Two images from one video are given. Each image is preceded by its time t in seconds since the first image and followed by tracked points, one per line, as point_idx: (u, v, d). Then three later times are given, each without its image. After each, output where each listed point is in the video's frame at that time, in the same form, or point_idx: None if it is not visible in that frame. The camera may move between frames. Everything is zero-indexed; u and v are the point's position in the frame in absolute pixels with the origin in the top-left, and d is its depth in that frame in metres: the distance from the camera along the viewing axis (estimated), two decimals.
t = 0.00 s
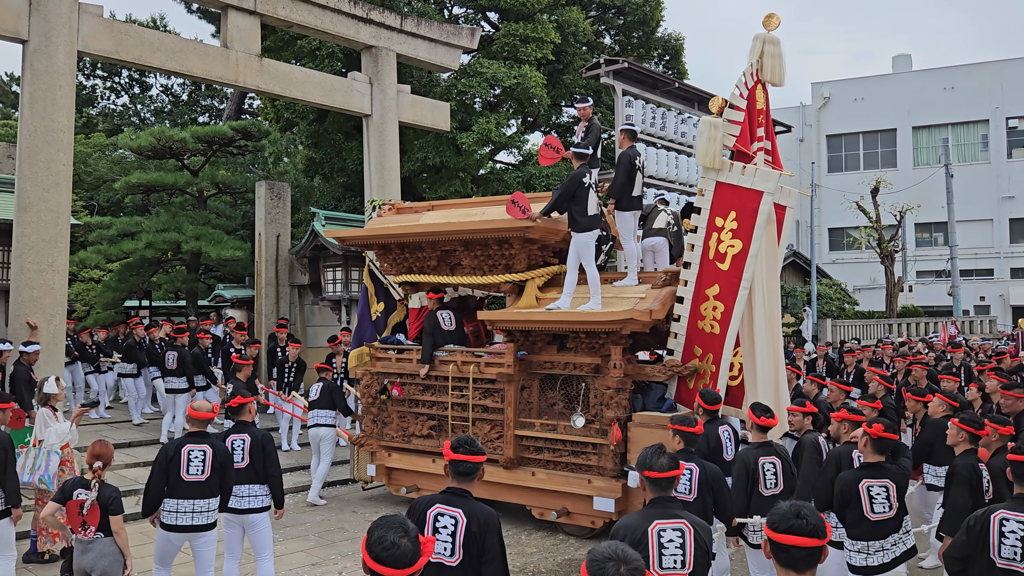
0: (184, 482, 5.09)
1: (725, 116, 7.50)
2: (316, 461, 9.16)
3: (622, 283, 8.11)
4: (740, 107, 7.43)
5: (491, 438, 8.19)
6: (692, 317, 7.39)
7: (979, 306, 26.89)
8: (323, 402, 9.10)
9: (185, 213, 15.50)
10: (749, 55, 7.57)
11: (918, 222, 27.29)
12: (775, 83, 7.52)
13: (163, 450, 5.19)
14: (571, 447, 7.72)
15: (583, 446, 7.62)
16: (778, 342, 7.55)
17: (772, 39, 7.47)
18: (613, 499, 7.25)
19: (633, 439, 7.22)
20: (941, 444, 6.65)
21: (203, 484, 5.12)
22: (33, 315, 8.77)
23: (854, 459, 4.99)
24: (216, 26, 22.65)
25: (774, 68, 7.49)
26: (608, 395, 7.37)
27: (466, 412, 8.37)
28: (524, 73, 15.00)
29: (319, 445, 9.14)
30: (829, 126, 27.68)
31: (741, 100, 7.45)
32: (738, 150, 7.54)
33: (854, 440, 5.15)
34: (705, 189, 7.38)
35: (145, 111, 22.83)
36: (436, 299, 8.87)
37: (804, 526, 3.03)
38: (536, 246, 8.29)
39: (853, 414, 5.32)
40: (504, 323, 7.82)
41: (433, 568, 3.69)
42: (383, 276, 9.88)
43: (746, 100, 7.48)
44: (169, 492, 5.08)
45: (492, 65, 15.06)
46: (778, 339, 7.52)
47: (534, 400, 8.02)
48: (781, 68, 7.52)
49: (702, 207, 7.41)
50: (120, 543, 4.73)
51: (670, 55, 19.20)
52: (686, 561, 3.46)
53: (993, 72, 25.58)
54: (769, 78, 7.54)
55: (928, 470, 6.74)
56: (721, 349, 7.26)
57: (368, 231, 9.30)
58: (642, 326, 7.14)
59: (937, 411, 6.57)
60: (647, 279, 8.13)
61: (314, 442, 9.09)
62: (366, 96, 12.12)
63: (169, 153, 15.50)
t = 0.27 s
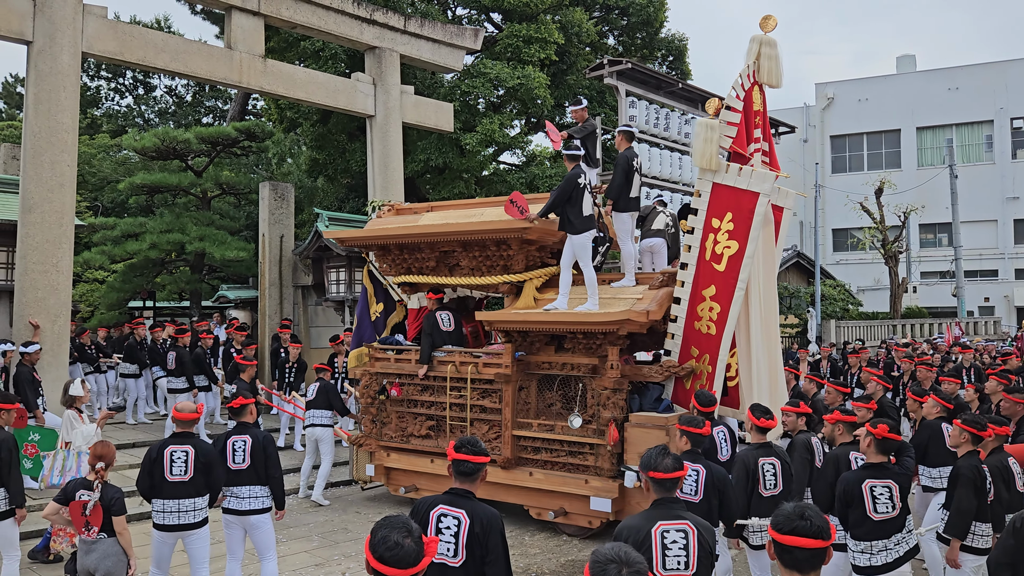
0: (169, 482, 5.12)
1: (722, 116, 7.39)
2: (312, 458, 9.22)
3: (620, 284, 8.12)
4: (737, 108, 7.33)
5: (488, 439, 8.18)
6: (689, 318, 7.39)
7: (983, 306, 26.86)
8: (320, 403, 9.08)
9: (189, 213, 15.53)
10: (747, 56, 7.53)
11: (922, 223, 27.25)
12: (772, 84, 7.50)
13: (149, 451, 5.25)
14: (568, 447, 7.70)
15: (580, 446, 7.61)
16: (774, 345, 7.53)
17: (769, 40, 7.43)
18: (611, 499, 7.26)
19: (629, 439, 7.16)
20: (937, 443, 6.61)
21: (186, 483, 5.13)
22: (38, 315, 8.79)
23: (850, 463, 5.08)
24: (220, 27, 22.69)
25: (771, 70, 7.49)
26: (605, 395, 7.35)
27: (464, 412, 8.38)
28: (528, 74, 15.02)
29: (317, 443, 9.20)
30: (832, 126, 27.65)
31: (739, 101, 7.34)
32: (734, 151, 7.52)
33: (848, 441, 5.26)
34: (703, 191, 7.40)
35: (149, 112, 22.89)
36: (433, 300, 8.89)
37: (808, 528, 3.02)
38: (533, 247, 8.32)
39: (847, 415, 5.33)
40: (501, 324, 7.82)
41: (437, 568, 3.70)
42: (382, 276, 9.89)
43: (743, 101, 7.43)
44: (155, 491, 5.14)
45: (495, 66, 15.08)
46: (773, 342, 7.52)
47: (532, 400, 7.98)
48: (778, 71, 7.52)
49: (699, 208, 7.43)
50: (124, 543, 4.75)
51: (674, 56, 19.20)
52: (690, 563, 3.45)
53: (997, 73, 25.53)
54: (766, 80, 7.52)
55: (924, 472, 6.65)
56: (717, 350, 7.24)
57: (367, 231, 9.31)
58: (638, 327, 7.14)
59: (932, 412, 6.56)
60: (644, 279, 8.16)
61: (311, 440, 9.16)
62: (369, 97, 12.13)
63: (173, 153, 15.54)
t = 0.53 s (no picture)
0: (151, 479, 5.21)
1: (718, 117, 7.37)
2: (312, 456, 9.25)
3: (618, 284, 8.11)
4: (733, 109, 7.31)
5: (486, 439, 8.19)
6: (686, 318, 7.35)
7: (987, 307, 26.81)
8: (319, 401, 9.14)
9: (193, 214, 15.56)
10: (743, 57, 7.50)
11: (926, 223, 27.18)
12: (768, 85, 7.48)
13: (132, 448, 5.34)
14: (566, 447, 7.70)
15: (578, 446, 7.60)
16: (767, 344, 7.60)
17: (766, 41, 7.39)
18: (608, 499, 7.26)
19: (626, 439, 7.17)
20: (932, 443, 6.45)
21: (169, 480, 5.23)
22: (42, 316, 8.81)
23: (840, 467, 5.13)
24: (224, 28, 22.73)
25: (766, 71, 7.43)
26: (603, 395, 7.36)
27: (462, 412, 8.39)
28: (531, 74, 15.02)
29: (316, 442, 9.22)
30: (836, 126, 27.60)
31: (736, 102, 7.34)
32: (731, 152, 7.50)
33: (839, 443, 5.29)
34: (699, 191, 7.37)
35: (152, 113, 22.92)
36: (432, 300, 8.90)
37: (813, 529, 3.02)
38: (532, 247, 8.35)
39: (838, 417, 5.29)
40: (499, 324, 7.85)
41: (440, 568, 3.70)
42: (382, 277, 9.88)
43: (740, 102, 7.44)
44: (139, 488, 5.24)
45: (499, 66, 15.09)
46: (767, 342, 7.59)
47: (530, 400, 8.00)
48: (774, 72, 7.47)
49: (696, 208, 7.40)
50: (128, 544, 4.75)
51: (677, 56, 19.18)
52: (693, 563, 3.45)
53: (1001, 72, 25.48)
54: (762, 81, 7.49)
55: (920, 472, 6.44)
56: (714, 350, 7.22)
57: (366, 232, 9.31)
58: (636, 327, 7.08)
59: (924, 412, 6.48)
60: (641, 280, 8.15)
61: (310, 439, 9.19)
62: (373, 98, 12.15)
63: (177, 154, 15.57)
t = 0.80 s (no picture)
0: (146, 477, 5.26)
1: (716, 118, 7.42)
2: (312, 455, 9.27)
3: (616, 284, 8.11)
4: (730, 110, 7.37)
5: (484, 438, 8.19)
6: (683, 317, 7.36)
7: (992, 306, 26.72)
8: (319, 400, 9.16)
9: (197, 214, 15.58)
10: (741, 57, 7.52)
11: (930, 222, 27.12)
12: (767, 85, 7.48)
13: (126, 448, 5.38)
14: (563, 446, 7.70)
15: (576, 445, 7.61)
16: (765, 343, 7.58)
17: (764, 41, 7.41)
18: (606, 498, 7.26)
19: (624, 438, 7.13)
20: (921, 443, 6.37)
21: (165, 478, 5.28)
22: (47, 316, 8.82)
23: (826, 471, 5.16)
24: (228, 28, 22.75)
25: (765, 71, 7.43)
26: (600, 394, 7.36)
27: (461, 411, 8.40)
28: (534, 74, 15.02)
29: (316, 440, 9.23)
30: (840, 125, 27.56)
31: (733, 102, 7.39)
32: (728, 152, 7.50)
33: (825, 445, 5.31)
34: (697, 191, 7.36)
35: (157, 113, 22.97)
36: (432, 300, 8.96)
37: (817, 527, 3.03)
38: (530, 247, 8.37)
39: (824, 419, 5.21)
40: (499, 323, 7.90)
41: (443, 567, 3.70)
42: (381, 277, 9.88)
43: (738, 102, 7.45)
44: (133, 487, 5.27)
45: (502, 66, 15.09)
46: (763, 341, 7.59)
47: (528, 400, 8.02)
48: (773, 72, 7.47)
49: (694, 208, 7.40)
50: (133, 544, 4.76)
51: (680, 55, 19.14)
52: (697, 563, 3.44)
53: (1006, 71, 25.39)
54: (760, 81, 7.49)
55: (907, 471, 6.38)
56: (712, 350, 7.25)
57: (366, 232, 9.33)
58: (633, 327, 7.12)
59: (921, 410, 6.45)
60: (640, 280, 8.15)
61: (310, 438, 9.20)
62: (376, 98, 12.16)
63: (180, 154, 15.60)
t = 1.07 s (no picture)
0: (147, 475, 5.30)
1: (712, 117, 7.46)
2: (312, 454, 9.30)
3: (613, 283, 8.09)
4: (727, 109, 7.39)
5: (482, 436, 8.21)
6: (680, 316, 7.36)
7: (996, 304, 26.66)
8: (320, 399, 9.20)
9: (199, 214, 15.60)
10: (737, 57, 7.56)
11: (933, 221, 27.08)
12: (763, 84, 7.49)
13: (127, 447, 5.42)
14: (561, 445, 7.72)
15: (573, 443, 7.63)
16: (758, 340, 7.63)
17: (760, 41, 7.46)
18: (602, 496, 7.27)
19: (621, 437, 7.23)
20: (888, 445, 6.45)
21: (166, 476, 5.33)
22: (50, 316, 8.83)
23: (815, 471, 5.24)
24: (230, 28, 22.76)
25: (761, 71, 7.47)
26: (596, 393, 7.39)
27: (459, 410, 8.41)
28: (537, 72, 15.00)
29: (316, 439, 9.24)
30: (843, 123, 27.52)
31: (729, 102, 7.42)
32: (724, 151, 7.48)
33: (813, 444, 5.39)
34: (693, 190, 7.34)
35: (159, 113, 23.00)
36: (430, 300, 8.99)
37: (821, 524, 3.03)
38: (528, 246, 8.37)
39: (813, 419, 5.34)
40: (496, 322, 7.92)
41: (446, 566, 3.70)
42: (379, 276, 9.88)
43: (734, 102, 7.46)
44: (135, 484, 5.31)
45: (504, 65, 15.08)
46: (756, 338, 7.63)
47: (526, 398, 8.03)
48: (769, 72, 7.50)
49: (689, 207, 7.37)
50: (136, 543, 4.76)
51: (683, 54, 19.11)
52: (700, 561, 3.44)
53: (1009, 69, 25.31)
54: (756, 80, 7.51)
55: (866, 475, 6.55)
56: (709, 349, 7.25)
57: (364, 232, 9.34)
58: (630, 325, 7.17)
59: (919, 409, 6.40)
60: (637, 278, 8.10)
61: (311, 437, 9.21)
62: (379, 97, 12.15)
63: (183, 154, 15.61)
